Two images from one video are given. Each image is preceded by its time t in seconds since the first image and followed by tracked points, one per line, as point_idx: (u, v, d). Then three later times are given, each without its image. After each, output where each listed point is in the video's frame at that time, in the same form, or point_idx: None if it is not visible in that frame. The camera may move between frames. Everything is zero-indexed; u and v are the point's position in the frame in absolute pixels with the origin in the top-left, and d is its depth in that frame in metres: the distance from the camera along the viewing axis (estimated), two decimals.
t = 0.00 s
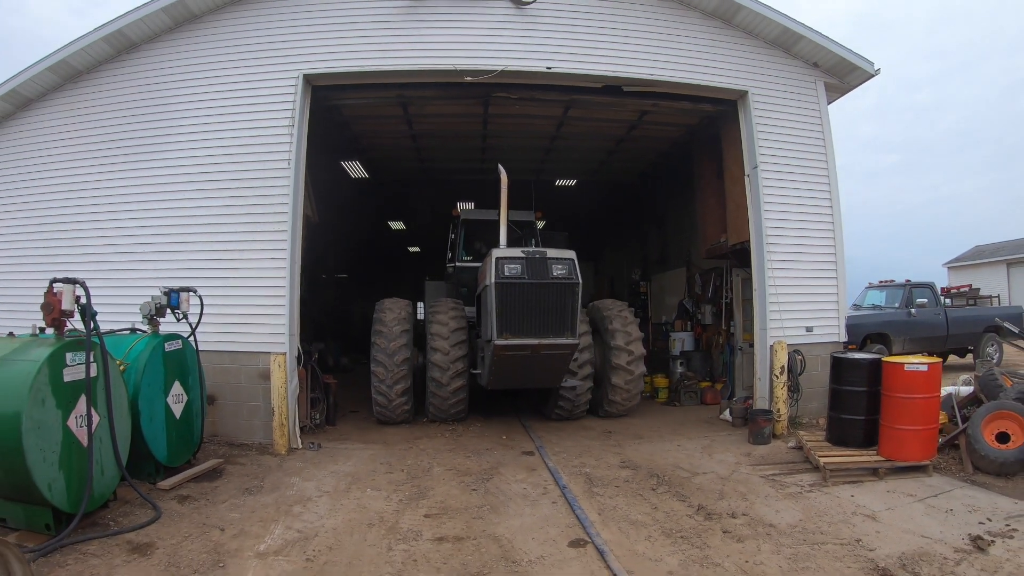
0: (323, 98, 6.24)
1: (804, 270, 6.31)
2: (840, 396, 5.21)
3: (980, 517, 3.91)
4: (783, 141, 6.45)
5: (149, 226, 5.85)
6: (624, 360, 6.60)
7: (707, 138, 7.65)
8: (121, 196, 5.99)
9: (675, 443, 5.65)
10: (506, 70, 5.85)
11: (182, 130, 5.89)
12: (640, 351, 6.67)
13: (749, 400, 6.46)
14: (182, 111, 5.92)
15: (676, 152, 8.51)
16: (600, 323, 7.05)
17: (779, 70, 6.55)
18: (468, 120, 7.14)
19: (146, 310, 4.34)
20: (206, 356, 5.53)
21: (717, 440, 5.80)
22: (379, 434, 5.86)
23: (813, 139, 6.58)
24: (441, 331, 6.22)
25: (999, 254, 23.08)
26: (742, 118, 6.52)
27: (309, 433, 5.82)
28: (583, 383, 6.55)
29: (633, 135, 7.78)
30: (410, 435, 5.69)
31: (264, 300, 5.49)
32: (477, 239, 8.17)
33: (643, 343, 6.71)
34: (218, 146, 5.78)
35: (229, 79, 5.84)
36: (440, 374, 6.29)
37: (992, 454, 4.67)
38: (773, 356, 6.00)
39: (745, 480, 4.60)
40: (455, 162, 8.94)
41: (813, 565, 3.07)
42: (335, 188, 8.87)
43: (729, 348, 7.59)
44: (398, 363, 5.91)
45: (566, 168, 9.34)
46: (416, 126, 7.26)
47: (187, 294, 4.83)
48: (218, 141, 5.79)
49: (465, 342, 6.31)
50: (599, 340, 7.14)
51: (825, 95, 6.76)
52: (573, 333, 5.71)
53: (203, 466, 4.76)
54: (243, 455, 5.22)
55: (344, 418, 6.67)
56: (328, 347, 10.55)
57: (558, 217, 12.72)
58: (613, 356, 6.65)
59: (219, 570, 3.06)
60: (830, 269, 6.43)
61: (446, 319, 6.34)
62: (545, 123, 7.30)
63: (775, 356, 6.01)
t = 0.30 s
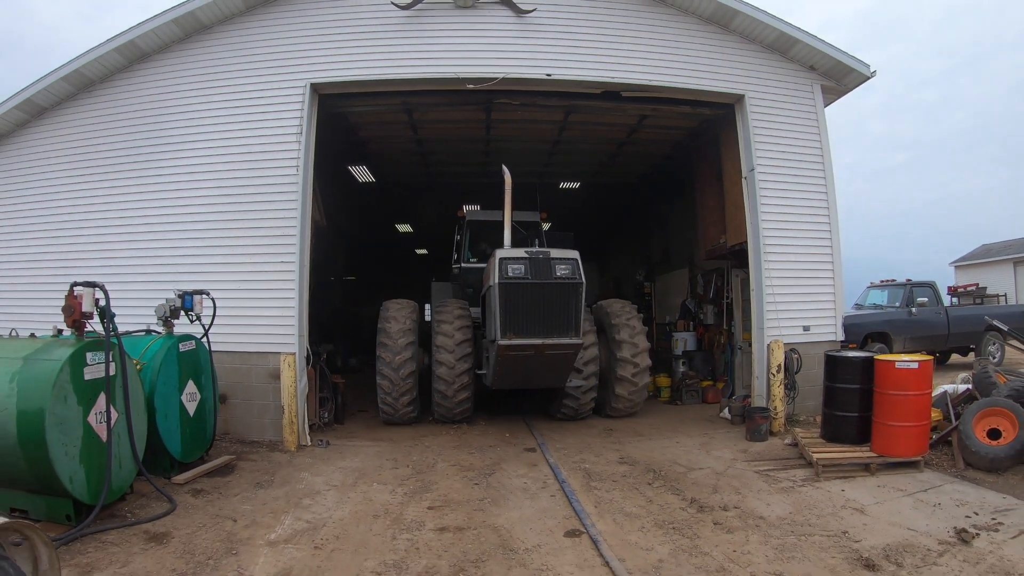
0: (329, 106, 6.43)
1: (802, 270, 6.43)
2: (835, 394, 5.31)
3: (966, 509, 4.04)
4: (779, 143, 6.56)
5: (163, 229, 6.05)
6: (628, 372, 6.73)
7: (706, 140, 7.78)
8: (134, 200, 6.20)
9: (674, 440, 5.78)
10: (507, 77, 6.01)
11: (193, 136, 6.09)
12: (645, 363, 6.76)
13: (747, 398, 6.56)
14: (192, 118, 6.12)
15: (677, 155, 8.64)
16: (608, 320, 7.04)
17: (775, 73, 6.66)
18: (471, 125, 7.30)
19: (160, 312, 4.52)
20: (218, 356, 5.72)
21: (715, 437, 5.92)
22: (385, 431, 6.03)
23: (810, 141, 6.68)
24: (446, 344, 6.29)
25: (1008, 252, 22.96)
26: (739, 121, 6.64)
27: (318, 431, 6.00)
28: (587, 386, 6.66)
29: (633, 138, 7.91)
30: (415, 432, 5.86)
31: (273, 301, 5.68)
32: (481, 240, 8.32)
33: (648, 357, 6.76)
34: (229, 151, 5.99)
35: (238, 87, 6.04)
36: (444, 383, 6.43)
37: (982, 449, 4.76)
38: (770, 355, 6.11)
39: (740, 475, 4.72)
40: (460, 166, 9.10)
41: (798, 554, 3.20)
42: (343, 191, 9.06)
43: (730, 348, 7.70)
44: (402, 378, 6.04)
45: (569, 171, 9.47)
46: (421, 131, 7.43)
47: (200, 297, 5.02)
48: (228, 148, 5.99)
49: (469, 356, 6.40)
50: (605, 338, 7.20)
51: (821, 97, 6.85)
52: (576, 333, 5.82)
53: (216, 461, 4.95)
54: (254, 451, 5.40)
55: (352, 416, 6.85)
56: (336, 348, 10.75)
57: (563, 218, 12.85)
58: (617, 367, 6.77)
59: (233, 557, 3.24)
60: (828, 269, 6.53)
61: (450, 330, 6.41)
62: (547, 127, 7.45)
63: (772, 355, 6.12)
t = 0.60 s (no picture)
0: (334, 116, 6.61)
1: (797, 273, 6.57)
2: (828, 395, 5.44)
3: (952, 505, 4.16)
4: (775, 150, 6.69)
5: (174, 234, 6.24)
6: (631, 388, 6.92)
7: (703, 146, 7.92)
8: (145, 208, 6.39)
9: (672, 440, 5.92)
10: (507, 87, 6.18)
11: (201, 145, 6.29)
12: (647, 379, 6.93)
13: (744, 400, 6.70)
14: (200, 128, 6.31)
15: (676, 160, 8.80)
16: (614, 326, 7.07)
17: (771, 80, 6.80)
18: (473, 132, 7.47)
19: (174, 317, 4.77)
20: (228, 359, 5.89)
21: (712, 438, 6.05)
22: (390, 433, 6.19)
23: (805, 147, 6.81)
24: (449, 362, 6.40)
25: (1011, 251, 22.95)
26: (735, 128, 6.78)
27: (326, 432, 6.21)
28: (591, 389, 6.76)
29: (632, 145, 8.07)
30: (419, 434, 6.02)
31: (282, 306, 5.86)
32: (484, 244, 8.47)
33: (651, 373, 6.90)
34: (238, 159, 6.17)
35: (245, 97, 6.23)
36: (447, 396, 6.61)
37: (971, 448, 4.88)
38: (766, 356, 6.26)
39: (735, 473, 4.85)
40: (463, 171, 9.27)
41: (786, 549, 3.34)
42: (348, 198, 9.25)
43: (728, 350, 7.82)
44: (405, 396, 6.20)
45: (570, 175, 9.64)
46: (424, 139, 7.60)
47: (211, 303, 5.21)
48: (235, 156, 6.18)
49: (473, 375, 6.54)
50: (608, 341, 7.27)
51: (817, 103, 6.98)
52: (578, 336, 5.95)
53: (227, 462, 5.12)
54: (263, 452, 5.57)
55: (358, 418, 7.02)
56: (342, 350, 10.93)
57: (566, 221, 13.01)
58: (620, 381, 6.93)
59: (246, 551, 3.40)
60: (823, 272, 6.67)
61: (453, 347, 6.50)
62: (547, 134, 7.62)
63: (767, 357, 6.27)
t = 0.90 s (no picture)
0: (340, 127, 6.80)
1: (792, 279, 6.74)
2: (821, 397, 5.60)
3: (940, 502, 4.32)
4: (769, 159, 6.88)
5: (186, 241, 6.41)
6: (633, 403, 7.07)
7: (700, 155, 8.12)
8: (155, 215, 6.57)
9: (670, 442, 6.08)
10: (509, 99, 6.37)
11: (210, 154, 6.47)
12: (649, 394, 7.08)
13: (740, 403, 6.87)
14: (209, 137, 6.50)
15: (674, 168, 8.99)
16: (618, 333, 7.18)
17: (766, 91, 6.99)
18: (475, 143, 7.66)
19: (187, 324, 4.83)
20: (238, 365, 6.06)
21: (710, 440, 6.21)
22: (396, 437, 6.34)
23: (799, 156, 7.00)
24: (454, 382, 6.55)
25: (1009, 255, 23.12)
26: (730, 138, 6.97)
27: (334, 435, 6.38)
28: (595, 395, 6.91)
29: (631, 154, 8.27)
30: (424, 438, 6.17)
31: (292, 312, 6.03)
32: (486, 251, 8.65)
33: (655, 386, 7.04)
34: (248, 167, 6.36)
35: (253, 107, 6.43)
36: (452, 407, 6.79)
37: (960, 447, 5.04)
38: (762, 359, 6.44)
39: (731, 473, 5.01)
40: (465, 180, 9.46)
41: (778, 542, 3.50)
42: (352, 206, 9.43)
43: (727, 355, 7.93)
44: (411, 414, 6.36)
45: (570, 183, 9.83)
46: (427, 149, 7.80)
47: (223, 309, 5.38)
48: (244, 165, 6.37)
49: (478, 388, 6.70)
50: (611, 347, 7.41)
51: (811, 113, 7.16)
52: (583, 342, 6.13)
53: (238, 464, 5.27)
54: (273, 455, 5.73)
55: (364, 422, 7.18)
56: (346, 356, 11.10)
57: (566, 228, 13.19)
58: (623, 396, 7.09)
59: (263, 548, 3.56)
60: (818, 277, 6.84)
61: (458, 367, 6.61)
62: (547, 144, 7.81)
63: (763, 360, 6.44)
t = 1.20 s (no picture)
0: (348, 134, 6.98)
1: (789, 283, 6.90)
2: (816, 399, 5.75)
3: (929, 499, 4.48)
4: (766, 166, 7.05)
5: (196, 243, 6.58)
6: (635, 415, 7.30)
7: (699, 162, 8.30)
8: (166, 218, 6.74)
9: (669, 443, 6.24)
10: (512, 108, 6.55)
11: (220, 159, 6.64)
12: (652, 406, 7.28)
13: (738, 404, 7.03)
14: (219, 142, 6.67)
15: (674, 174, 9.18)
16: (623, 336, 7.32)
17: (763, 100, 7.16)
18: (479, 149, 7.83)
19: (200, 326, 5.03)
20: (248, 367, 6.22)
21: (708, 440, 6.37)
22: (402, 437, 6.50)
23: (795, 163, 7.17)
24: (460, 399, 6.72)
25: (1007, 259, 23.28)
26: (729, 146, 7.14)
27: (340, 435, 6.55)
28: (600, 397, 7.07)
29: (631, 160, 8.45)
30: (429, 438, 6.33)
31: (301, 314, 6.20)
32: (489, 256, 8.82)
33: (658, 389, 7.19)
34: (258, 172, 6.53)
35: (263, 113, 6.60)
36: (457, 413, 6.96)
37: (949, 447, 5.20)
38: (759, 363, 6.58)
39: (727, 472, 5.17)
40: (468, 185, 9.63)
41: (771, 536, 3.66)
42: (357, 210, 9.60)
43: (727, 359, 8.05)
44: (416, 415, 6.52)
45: (571, 188, 10.00)
46: (432, 155, 7.98)
47: (235, 313, 5.54)
48: (254, 169, 6.55)
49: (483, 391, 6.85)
50: (616, 349, 7.56)
51: (807, 121, 7.34)
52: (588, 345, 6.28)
53: (249, 463, 5.43)
54: (282, 454, 5.89)
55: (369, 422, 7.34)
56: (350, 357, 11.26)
57: (567, 232, 13.36)
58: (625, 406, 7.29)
59: (277, 542, 3.72)
60: (814, 281, 7.00)
61: (463, 384, 6.75)
62: (549, 150, 7.99)
63: (760, 363, 6.58)
